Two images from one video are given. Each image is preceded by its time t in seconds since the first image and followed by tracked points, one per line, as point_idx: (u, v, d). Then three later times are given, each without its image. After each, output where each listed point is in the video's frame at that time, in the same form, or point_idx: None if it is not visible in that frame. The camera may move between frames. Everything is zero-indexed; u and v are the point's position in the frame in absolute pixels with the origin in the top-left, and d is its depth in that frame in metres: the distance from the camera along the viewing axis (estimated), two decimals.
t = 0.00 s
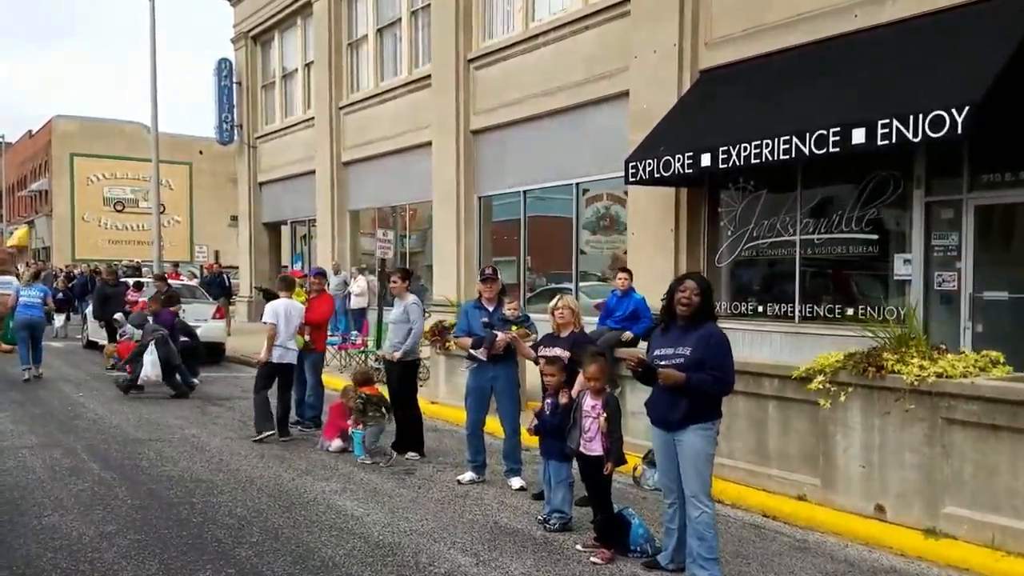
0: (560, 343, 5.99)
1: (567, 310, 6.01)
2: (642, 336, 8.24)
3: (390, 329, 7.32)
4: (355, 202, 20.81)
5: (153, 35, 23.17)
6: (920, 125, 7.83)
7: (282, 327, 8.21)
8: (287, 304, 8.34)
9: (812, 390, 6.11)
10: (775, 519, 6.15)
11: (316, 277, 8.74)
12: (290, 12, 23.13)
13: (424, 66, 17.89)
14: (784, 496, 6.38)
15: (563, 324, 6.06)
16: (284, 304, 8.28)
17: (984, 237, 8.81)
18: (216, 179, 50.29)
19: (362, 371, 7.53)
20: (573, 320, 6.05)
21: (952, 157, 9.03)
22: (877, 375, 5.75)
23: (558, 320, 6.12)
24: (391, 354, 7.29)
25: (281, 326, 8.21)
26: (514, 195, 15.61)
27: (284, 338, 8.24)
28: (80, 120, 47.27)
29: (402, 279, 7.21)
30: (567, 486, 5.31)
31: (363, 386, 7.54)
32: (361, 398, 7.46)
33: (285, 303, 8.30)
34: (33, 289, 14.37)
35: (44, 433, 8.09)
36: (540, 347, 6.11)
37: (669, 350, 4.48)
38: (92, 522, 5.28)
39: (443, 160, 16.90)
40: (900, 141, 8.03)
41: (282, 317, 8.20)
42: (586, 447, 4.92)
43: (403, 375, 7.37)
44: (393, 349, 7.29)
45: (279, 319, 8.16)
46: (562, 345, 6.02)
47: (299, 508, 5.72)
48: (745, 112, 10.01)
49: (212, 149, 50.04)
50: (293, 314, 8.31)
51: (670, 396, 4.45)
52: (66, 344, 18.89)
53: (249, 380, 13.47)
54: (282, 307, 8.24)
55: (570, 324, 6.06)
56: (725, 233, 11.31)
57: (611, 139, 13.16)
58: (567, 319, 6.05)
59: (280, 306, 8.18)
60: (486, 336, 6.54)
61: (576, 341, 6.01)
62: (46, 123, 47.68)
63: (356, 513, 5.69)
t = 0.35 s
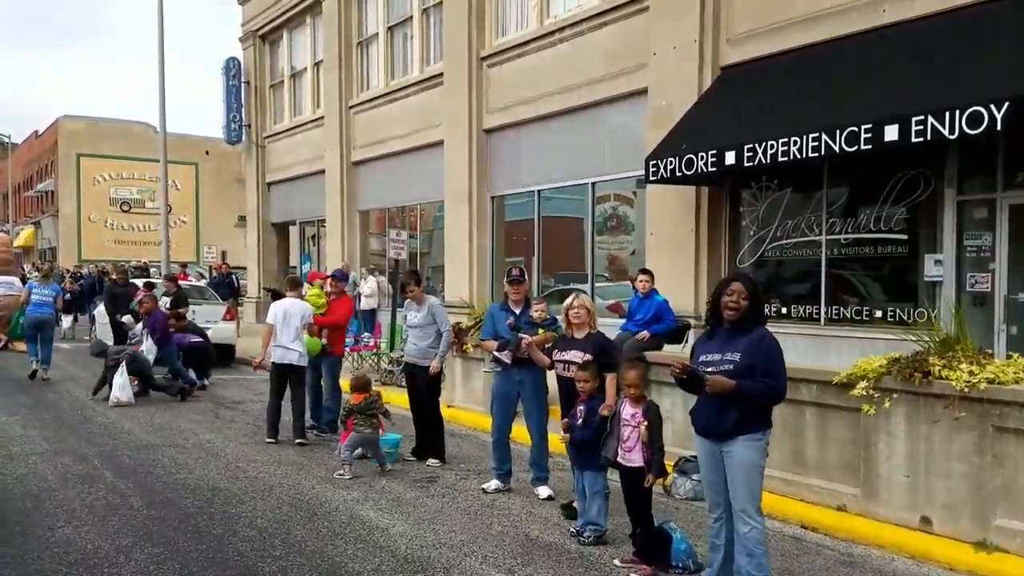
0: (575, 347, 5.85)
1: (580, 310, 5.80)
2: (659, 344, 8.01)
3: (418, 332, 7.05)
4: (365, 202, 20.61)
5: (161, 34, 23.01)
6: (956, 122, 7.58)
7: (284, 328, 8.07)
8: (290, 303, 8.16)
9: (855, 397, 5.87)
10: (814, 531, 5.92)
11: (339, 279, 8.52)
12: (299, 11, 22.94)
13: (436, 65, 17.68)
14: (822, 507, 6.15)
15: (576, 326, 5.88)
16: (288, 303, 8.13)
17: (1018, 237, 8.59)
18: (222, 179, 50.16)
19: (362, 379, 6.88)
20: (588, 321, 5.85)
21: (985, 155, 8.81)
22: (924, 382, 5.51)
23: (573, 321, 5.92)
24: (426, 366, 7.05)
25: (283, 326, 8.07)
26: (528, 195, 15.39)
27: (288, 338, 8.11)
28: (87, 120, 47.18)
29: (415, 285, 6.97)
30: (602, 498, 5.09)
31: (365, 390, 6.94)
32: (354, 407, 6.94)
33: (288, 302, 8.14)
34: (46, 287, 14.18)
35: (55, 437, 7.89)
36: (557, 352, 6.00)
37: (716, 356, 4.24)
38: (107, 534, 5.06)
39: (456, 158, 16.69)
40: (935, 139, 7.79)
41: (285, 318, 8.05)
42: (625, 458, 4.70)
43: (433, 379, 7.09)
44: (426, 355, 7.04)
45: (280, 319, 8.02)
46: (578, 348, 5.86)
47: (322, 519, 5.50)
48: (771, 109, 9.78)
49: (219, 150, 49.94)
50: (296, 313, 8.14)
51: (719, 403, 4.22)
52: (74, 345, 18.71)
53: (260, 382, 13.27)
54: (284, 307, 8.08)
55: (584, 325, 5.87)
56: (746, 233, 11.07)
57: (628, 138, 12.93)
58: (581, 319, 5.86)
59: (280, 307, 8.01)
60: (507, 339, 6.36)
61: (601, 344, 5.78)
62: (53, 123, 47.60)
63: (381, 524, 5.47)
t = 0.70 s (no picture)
0: (592, 350, 5.67)
1: (601, 312, 5.58)
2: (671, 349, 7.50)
3: (434, 336, 6.85)
4: (369, 201, 20.39)
5: (162, 32, 22.78)
6: (987, 118, 7.36)
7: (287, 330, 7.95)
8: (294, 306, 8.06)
9: (895, 403, 5.66)
10: (850, 543, 5.71)
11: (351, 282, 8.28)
12: (302, 8, 22.71)
13: (441, 62, 17.46)
14: (857, 517, 5.94)
15: (598, 329, 5.66)
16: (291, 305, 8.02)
17: None
18: (221, 179, 49.92)
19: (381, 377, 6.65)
20: (609, 324, 5.64)
21: (1012, 153, 8.59)
22: (967, 388, 5.30)
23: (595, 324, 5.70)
24: (448, 367, 6.87)
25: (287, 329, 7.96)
26: (535, 194, 15.17)
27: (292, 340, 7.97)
28: (85, 119, 46.93)
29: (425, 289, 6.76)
30: (633, 509, 4.86)
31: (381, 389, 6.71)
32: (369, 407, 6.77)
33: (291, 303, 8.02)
34: (43, 288, 13.95)
35: (58, 443, 7.65)
36: (577, 356, 5.78)
37: (764, 362, 4.10)
38: (116, 548, 4.83)
39: (462, 157, 16.47)
40: (965, 136, 7.57)
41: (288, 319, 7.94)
42: (662, 468, 4.49)
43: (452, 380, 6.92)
44: (446, 358, 6.86)
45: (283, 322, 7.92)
46: (596, 353, 5.68)
47: (340, 530, 5.28)
48: (791, 106, 9.57)
49: (218, 150, 49.71)
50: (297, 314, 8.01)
51: (766, 412, 4.06)
52: (75, 346, 18.48)
53: (266, 384, 13.04)
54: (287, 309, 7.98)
55: (605, 328, 5.64)
56: (763, 233, 10.88)
57: (640, 136, 12.72)
58: (603, 322, 5.64)
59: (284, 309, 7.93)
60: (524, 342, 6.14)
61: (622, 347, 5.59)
62: (51, 122, 47.36)
63: (401, 536, 5.25)
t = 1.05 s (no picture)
0: (616, 351, 5.36)
1: (629, 315, 5.32)
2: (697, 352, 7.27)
3: (456, 339, 6.63)
4: (378, 201, 20.19)
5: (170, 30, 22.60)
6: None
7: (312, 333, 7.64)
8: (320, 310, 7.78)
9: (941, 410, 5.42)
10: (894, 555, 5.48)
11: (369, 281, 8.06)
12: (310, 6, 22.52)
13: (452, 60, 17.25)
14: (899, 528, 5.72)
15: (625, 332, 5.39)
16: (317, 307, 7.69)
17: None
18: (226, 178, 49.77)
19: (403, 378, 6.59)
20: (637, 327, 5.37)
21: None
22: (1020, 395, 5.06)
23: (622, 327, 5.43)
24: (473, 371, 6.62)
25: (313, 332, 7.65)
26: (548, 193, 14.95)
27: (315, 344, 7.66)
28: (90, 119, 46.80)
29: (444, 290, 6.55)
30: (673, 523, 4.62)
31: (403, 392, 6.61)
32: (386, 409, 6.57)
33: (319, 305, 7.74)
34: (48, 289, 13.97)
35: (68, 449, 7.45)
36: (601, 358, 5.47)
37: (820, 368, 3.90)
38: (132, 562, 4.62)
39: (473, 156, 16.25)
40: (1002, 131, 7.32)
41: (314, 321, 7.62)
42: (705, 480, 4.25)
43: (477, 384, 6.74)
44: (471, 362, 6.61)
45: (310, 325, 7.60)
46: (620, 354, 5.36)
47: (365, 543, 5.06)
48: (817, 103, 9.34)
49: (223, 149, 49.54)
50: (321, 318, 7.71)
51: (822, 425, 3.88)
52: (81, 347, 18.32)
53: (276, 387, 12.83)
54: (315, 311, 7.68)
55: (633, 331, 5.37)
56: (785, 232, 10.65)
57: (657, 133, 12.49)
58: (631, 325, 5.37)
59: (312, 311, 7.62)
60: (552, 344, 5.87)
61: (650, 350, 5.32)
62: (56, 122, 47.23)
63: (428, 549, 5.01)
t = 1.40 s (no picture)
0: (646, 354, 5.10)
1: (658, 318, 5.01)
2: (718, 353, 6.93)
3: (481, 342, 6.43)
4: (384, 199, 19.97)
5: (173, 27, 22.37)
6: None
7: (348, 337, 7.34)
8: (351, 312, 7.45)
9: (987, 416, 5.20)
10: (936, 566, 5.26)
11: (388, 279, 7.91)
12: (315, 3, 22.30)
13: (460, 56, 17.03)
14: (941, 538, 5.49)
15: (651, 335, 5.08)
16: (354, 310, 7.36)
17: None
18: (228, 177, 49.55)
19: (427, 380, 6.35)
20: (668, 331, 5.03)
21: None
22: None
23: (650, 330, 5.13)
24: (496, 375, 6.42)
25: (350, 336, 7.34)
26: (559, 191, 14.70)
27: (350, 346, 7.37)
28: (91, 118, 46.56)
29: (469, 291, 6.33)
30: (714, 536, 4.40)
31: (425, 394, 6.37)
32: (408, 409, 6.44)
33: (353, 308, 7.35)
34: (51, 287, 13.81)
35: (74, 454, 7.22)
36: (626, 360, 5.23)
37: (877, 374, 3.69)
38: None
39: (482, 154, 16.02)
40: None
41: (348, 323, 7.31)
42: (750, 493, 4.02)
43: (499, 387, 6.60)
44: (495, 367, 6.42)
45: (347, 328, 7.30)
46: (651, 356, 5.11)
47: (388, 556, 4.83)
48: (839, 98, 9.13)
49: (225, 147, 49.30)
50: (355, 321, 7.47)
51: (881, 433, 3.66)
52: (84, 348, 18.08)
53: (282, 389, 12.58)
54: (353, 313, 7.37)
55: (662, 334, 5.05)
56: (805, 231, 10.45)
57: (672, 130, 12.26)
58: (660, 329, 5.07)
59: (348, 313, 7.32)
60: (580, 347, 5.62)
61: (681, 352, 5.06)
62: (57, 121, 46.97)
63: (456, 562, 4.79)
